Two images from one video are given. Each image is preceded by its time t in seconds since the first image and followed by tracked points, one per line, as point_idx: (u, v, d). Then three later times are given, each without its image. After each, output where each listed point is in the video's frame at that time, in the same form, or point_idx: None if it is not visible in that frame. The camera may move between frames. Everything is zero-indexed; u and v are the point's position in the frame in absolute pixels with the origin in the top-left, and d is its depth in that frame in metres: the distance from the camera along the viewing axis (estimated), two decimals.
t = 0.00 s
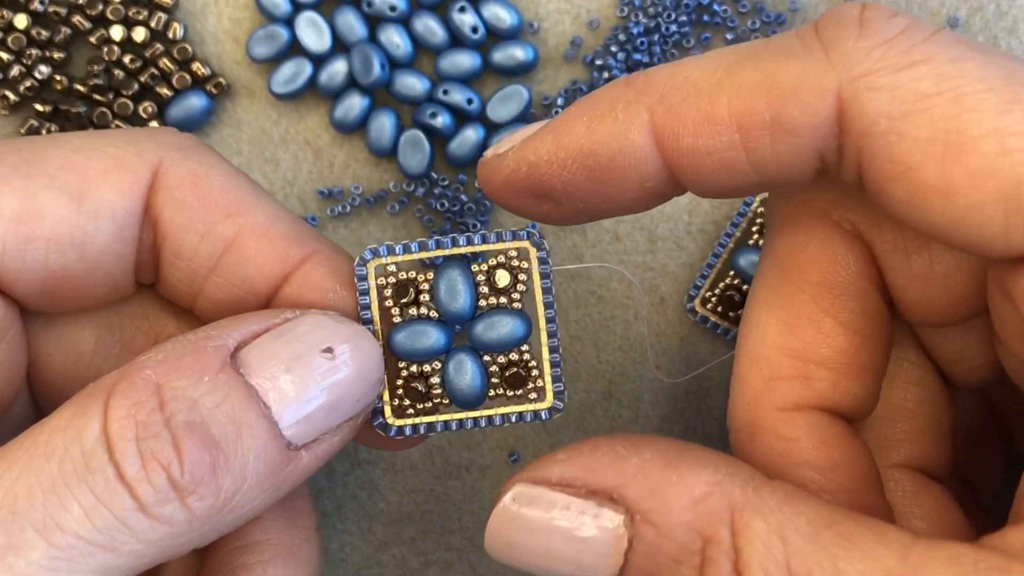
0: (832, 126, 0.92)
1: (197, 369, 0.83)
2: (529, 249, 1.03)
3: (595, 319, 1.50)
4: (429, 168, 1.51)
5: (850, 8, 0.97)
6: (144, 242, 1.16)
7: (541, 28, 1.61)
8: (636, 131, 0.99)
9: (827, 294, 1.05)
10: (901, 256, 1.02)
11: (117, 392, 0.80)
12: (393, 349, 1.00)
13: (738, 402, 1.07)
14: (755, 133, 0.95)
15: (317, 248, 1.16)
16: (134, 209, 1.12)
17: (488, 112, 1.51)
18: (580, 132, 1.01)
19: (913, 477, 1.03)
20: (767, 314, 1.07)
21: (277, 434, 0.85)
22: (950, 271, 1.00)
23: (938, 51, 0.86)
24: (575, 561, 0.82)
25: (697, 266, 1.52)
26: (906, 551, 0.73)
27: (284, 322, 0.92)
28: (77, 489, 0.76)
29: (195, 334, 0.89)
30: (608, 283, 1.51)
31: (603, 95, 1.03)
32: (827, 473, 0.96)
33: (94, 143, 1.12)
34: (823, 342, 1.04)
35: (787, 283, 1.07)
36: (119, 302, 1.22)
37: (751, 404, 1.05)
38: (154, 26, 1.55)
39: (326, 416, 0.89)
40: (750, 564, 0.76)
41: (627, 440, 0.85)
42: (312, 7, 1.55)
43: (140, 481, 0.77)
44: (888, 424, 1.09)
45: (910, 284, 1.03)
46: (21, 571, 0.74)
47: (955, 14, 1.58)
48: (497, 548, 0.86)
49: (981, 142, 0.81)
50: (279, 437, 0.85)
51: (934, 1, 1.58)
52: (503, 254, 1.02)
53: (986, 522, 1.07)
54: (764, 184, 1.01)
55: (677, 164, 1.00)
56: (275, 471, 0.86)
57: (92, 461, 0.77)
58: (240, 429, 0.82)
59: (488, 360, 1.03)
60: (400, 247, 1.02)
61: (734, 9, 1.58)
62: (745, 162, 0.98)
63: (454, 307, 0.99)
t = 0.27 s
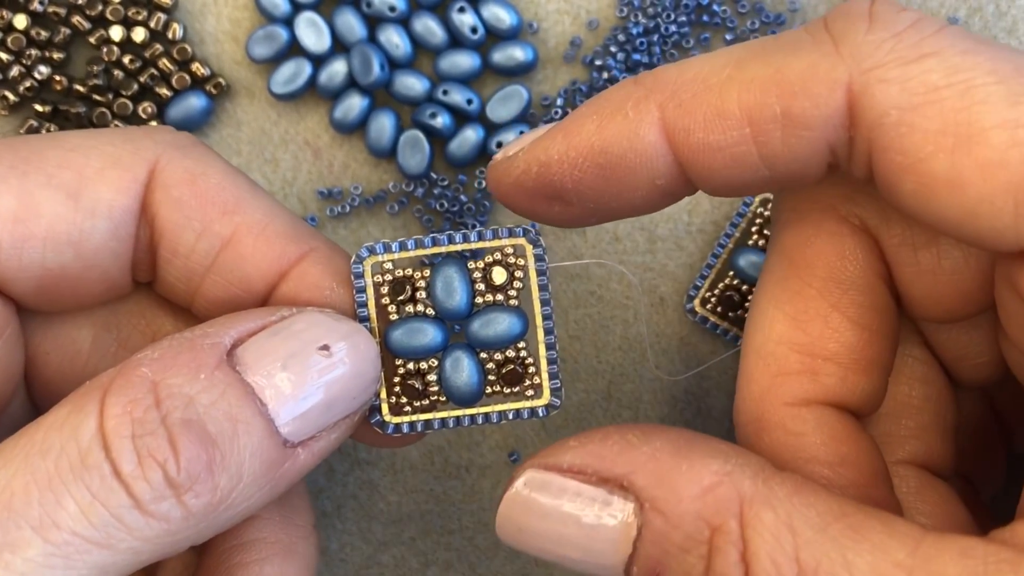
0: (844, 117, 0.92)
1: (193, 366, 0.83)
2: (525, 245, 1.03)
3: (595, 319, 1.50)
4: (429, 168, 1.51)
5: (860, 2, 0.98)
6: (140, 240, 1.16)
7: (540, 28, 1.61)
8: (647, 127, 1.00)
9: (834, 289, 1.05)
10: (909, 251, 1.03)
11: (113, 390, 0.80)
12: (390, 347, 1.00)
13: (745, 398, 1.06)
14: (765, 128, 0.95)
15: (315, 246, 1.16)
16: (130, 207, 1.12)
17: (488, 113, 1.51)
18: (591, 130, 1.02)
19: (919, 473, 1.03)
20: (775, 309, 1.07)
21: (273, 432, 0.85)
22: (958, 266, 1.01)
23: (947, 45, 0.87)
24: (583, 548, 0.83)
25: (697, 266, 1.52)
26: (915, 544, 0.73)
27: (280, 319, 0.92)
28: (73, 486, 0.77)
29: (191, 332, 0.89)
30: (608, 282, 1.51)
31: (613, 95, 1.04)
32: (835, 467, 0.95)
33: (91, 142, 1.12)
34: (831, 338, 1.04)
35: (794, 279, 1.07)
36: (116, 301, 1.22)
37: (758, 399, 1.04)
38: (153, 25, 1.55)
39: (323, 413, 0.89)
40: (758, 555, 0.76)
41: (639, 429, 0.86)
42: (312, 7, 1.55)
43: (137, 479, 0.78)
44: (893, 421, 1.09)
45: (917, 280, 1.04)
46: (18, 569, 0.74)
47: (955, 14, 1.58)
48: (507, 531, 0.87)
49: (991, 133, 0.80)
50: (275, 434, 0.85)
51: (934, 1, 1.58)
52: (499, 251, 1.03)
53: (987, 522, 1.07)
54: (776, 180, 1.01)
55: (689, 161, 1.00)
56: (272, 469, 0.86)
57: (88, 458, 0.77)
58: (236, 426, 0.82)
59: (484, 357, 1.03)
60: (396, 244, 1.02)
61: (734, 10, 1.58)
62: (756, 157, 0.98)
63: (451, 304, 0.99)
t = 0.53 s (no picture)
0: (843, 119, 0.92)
1: (195, 368, 0.83)
2: (527, 247, 1.03)
3: (595, 319, 1.50)
4: (429, 168, 1.51)
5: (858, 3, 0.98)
6: (143, 242, 1.16)
7: (540, 28, 1.61)
8: (646, 130, 1.00)
9: (833, 290, 1.05)
10: (907, 253, 1.03)
11: (115, 391, 0.80)
12: (392, 349, 1.00)
13: (744, 399, 1.06)
14: (763, 130, 0.95)
15: (316, 247, 1.16)
16: (133, 208, 1.12)
17: (488, 113, 1.51)
18: (591, 133, 1.02)
19: (917, 474, 1.03)
20: (774, 310, 1.07)
21: (275, 434, 0.85)
22: (956, 267, 1.01)
23: (946, 46, 0.87)
24: (584, 546, 0.84)
25: (697, 266, 1.52)
26: (914, 544, 0.73)
27: (282, 321, 0.92)
28: (75, 487, 0.77)
29: (193, 333, 0.89)
30: (608, 283, 1.51)
31: (611, 98, 1.04)
32: (835, 468, 0.95)
33: (92, 143, 1.12)
34: (831, 339, 1.04)
35: (794, 280, 1.07)
36: (117, 302, 1.22)
37: (758, 400, 1.04)
38: (154, 26, 1.55)
39: (325, 414, 0.89)
40: (757, 555, 0.76)
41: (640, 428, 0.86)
42: (312, 7, 1.55)
43: (139, 480, 0.78)
44: (893, 421, 1.09)
45: (916, 281, 1.04)
46: (20, 570, 0.74)
47: (955, 14, 1.58)
48: (508, 526, 0.88)
49: (988, 135, 0.81)
50: (278, 436, 0.85)
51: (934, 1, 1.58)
52: (501, 254, 1.03)
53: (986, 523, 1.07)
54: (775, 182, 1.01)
55: (688, 162, 1.00)
56: (274, 470, 0.86)
57: (91, 460, 0.77)
58: (239, 428, 0.82)
59: (486, 359, 1.03)
60: (398, 246, 1.02)
61: (734, 9, 1.58)
62: (754, 159, 0.98)
63: (453, 307, 0.99)
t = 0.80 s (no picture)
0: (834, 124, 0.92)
1: (195, 365, 0.83)
2: (527, 245, 1.03)
3: (595, 319, 1.50)
4: (429, 168, 1.51)
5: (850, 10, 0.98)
6: (143, 241, 1.16)
7: (540, 28, 1.61)
8: (638, 136, 1.00)
9: (828, 294, 1.05)
10: (901, 258, 1.03)
11: (115, 388, 0.80)
12: (392, 346, 1.00)
13: (740, 404, 1.06)
14: (755, 136, 0.96)
15: (316, 246, 1.16)
16: (133, 207, 1.12)
17: (488, 112, 1.51)
18: (583, 140, 1.03)
19: (913, 476, 1.03)
20: (769, 315, 1.07)
21: (274, 431, 0.85)
22: (950, 271, 1.00)
23: (937, 52, 0.86)
24: (579, 545, 0.84)
25: (697, 266, 1.52)
26: (908, 550, 0.73)
27: (281, 319, 0.92)
28: (76, 484, 0.76)
29: (192, 331, 0.89)
30: (608, 282, 1.51)
31: (603, 105, 1.04)
32: (831, 473, 0.95)
33: (92, 142, 1.12)
34: (826, 343, 1.04)
35: (788, 285, 1.06)
36: (118, 301, 1.22)
37: (753, 405, 1.04)
38: (154, 25, 1.55)
39: (324, 413, 0.89)
40: (750, 557, 0.76)
41: (637, 430, 0.86)
42: (312, 7, 1.55)
43: (139, 477, 0.78)
44: (888, 422, 1.09)
45: (909, 285, 1.04)
46: (20, 567, 0.74)
47: (955, 14, 1.58)
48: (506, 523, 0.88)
49: (979, 141, 0.81)
50: (277, 434, 0.85)
51: (934, 1, 1.58)
52: (501, 251, 1.03)
53: (983, 523, 1.06)
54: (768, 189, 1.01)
55: (679, 168, 1.01)
56: (274, 468, 0.86)
57: (91, 457, 0.77)
58: (239, 425, 0.82)
59: (486, 356, 1.03)
60: (398, 244, 1.02)
61: (734, 10, 1.58)
62: (746, 165, 0.98)
63: (453, 304, 0.99)
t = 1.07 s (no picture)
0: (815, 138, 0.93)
1: (198, 368, 0.83)
2: (529, 249, 1.03)
3: (595, 319, 1.50)
4: (429, 168, 1.51)
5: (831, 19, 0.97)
6: (145, 246, 1.16)
7: (540, 28, 1.61)
8: (622, 149, 1.03)
9: (819, 287, 1.06)
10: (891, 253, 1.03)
11: (118, 391, 0.80)
12: (394, 351, 1.00)
13: (731, 395, 1.07)
14: (738, 150, 0.97)
15: (319, 249, 1.16)
16: (136, 211, 1.12)
17: (488, 113, 1.51)
18: (568, 152, 1.06)
19: (905, 470, 1.03)
20: (761, 307, 1.08)
21: (278, 434, 0.85)
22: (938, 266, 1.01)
23: (918, 65, 0.86)
24: (575, 517, 0.87)
25: (696, 266, 1.52)
26: (893, 538, 0.73)
27: (284, 323, 0.92)
28: (78, 487, 0.76)
29: (196, 335, 0.89)
30: (608, 282, 1.51)
31: (588, 116, 1.07)
32: (822, 460, 0.95)
33: (97, 145, 1.12)
34: (817, 335, 1.04)
35: (780, 278, 1.08)
36: (119, 304, 1.22)
37: (745, 396, 1.05)
38: (154, 26, 1.55)
39: (327, 416, 0.89)
40: (735, 541, 0.77)
41: (635, 410, 0.89)
42: (312, 7, 1.55)
43: (141, 480, 0.78)
44: (880, 416, 1.09)
45: (899, 280, 1.04)
46: (22, 570, 0.74)
47: (955, 14, 1.58)
48: (507, 486, 0.92)
49: (960, 155, 0.81)
50: (280, 437, 0.85)
51: (933, 1, 1.58)
52: (504, 254, 1.03)
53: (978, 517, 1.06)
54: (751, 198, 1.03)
55: (662, 179, 1.04)
56: (276, 471, 0.86)
57: (93, 460, 0.77)
58: (241, 428, 0.82)
59: (489, 359, 1.03)
60: (400, 248, 1.02)
61: (734, 9, 1.58)
62: (729, 177, 1.00)
63: (455, 308, 0.99)
